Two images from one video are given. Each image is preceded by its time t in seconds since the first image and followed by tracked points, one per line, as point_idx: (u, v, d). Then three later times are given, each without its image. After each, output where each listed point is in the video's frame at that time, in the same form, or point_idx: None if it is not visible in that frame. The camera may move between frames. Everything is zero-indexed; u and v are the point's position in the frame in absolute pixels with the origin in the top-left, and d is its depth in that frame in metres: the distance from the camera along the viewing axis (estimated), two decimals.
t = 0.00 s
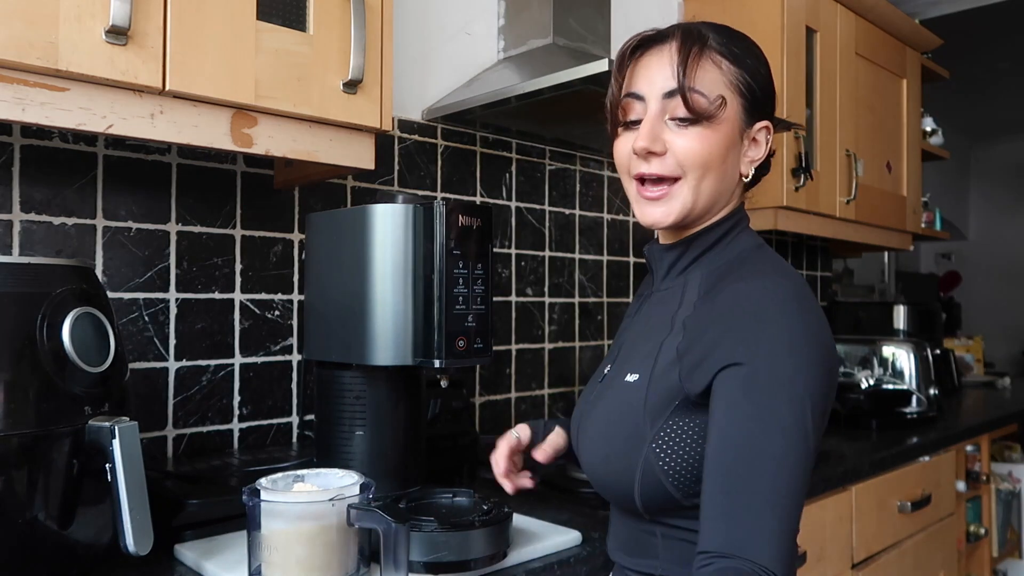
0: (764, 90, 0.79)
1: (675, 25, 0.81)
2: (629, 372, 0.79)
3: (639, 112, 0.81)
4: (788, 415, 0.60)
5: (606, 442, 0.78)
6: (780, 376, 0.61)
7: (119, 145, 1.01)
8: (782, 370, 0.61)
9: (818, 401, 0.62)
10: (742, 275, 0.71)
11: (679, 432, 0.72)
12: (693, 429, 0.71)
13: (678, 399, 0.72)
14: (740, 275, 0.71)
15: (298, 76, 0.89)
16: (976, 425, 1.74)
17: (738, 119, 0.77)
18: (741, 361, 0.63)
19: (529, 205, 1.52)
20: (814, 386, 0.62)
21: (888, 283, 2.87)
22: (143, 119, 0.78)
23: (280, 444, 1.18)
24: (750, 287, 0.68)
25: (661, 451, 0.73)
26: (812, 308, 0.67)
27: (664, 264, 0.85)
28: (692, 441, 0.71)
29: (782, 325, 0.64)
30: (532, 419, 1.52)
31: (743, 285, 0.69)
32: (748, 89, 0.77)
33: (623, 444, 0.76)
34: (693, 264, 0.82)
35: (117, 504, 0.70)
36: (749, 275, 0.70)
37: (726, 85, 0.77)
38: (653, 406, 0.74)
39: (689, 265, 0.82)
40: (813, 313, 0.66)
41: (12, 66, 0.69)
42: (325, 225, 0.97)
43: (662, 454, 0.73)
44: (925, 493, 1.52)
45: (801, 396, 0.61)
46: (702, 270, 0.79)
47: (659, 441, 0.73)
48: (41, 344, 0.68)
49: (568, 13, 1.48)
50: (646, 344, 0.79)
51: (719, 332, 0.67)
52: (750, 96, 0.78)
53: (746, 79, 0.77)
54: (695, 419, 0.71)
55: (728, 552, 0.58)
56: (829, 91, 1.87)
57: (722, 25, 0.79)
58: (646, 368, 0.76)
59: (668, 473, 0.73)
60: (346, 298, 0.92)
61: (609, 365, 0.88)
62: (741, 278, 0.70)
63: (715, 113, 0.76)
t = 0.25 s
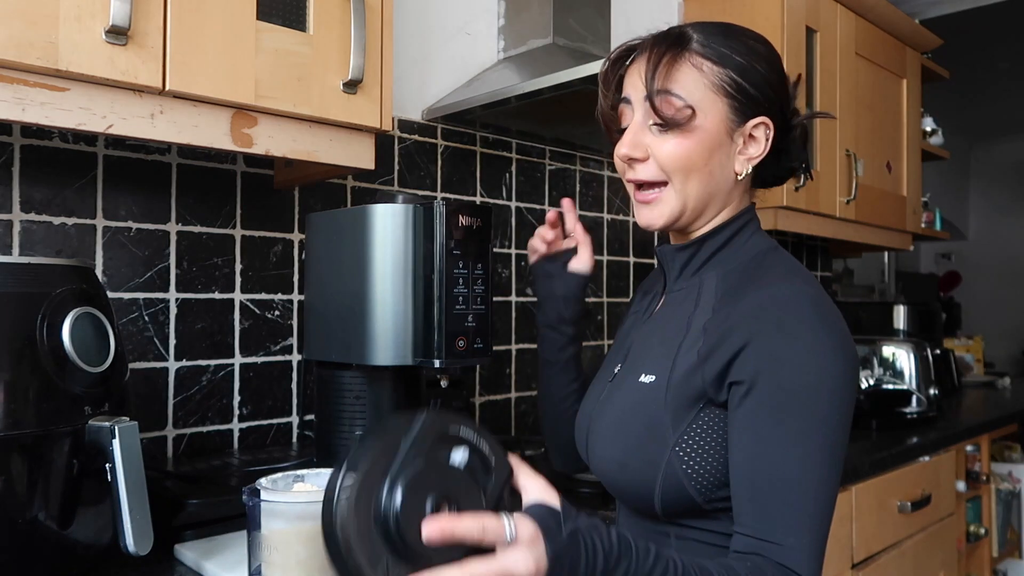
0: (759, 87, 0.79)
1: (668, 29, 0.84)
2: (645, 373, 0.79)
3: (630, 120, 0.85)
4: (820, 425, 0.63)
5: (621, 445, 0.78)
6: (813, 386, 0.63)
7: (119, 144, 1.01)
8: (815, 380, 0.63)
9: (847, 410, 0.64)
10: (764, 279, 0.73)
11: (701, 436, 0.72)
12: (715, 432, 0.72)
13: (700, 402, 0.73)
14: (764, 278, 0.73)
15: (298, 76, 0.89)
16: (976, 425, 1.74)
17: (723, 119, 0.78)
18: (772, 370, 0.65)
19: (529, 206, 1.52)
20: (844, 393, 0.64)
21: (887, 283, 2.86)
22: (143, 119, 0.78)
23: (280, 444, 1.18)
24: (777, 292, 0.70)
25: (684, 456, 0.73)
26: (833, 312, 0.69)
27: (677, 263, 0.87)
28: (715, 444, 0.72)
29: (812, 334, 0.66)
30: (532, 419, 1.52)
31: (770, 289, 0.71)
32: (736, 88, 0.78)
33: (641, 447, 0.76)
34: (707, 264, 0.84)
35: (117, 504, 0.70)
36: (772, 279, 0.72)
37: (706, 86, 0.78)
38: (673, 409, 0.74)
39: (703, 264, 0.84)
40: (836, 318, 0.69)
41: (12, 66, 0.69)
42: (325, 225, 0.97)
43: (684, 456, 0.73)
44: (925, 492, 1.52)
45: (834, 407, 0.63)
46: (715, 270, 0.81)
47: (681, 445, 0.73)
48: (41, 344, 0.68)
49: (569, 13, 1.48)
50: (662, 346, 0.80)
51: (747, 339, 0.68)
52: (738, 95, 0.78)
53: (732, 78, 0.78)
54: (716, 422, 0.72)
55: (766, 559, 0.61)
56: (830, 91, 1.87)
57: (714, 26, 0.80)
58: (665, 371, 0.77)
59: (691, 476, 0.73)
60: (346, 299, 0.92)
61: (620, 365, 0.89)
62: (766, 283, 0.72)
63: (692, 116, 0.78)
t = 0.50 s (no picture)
0: (751, 81, 0.78)
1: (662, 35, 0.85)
2: (656, 373, 0.80)
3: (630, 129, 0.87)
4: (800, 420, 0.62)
5: (634, 444, 0.79)
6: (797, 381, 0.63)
7: (119, 144, 1.01)
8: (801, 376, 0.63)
9: (837, 409, 0.63)
10: (769, 276, 0.73)
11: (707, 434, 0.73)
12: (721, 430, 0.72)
13: (706, 400, 0.73)
14: (770, 276, 0.72)
15: (298, 75, 0.89)
16: (976, 425, 1.74)
17: (711, 115, 0.78)
18: (762, 364, 0.64)
19: (529, 205, 1.52)
20: (835, 391, 0.63)
21: (887, 283, 2.86)
22: (143, 119, 0.78)
23: (280, 444, 1.18)
24: (781, 290, 0.69)
25: (690, 453, 0.73)
26: (842, 313, 0.67)
27: (689, 264, 0.88)
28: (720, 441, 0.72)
29: (809, 332, 0.65)
30: (532, 418, 1.52)
31: (771, 285, 0.70)
32: (724, 84, 0.77)
33: (652, 446, 0.77)
34: (718, 263, 0.84)
35: (118, 504, 0.70)
36: (779, 275, 0.71)
37: (691, 86, 0.79)
38: (681, 408, 0.75)
39: (716, 263, 0.84)
40: (844, 319, 0.67)
41: (12, 66, 0.69)
42: (325, 225, 0.97)
43: (691, 453, 0.73)
44: (925, 492, 1.52)
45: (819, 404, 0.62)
46: (725, 269, 0.82)
47: (688, 443, 0.73)
48: (41, 344, 0.68)
49: (568, 13, 1.48)
50: (674, 346, 0.81)
51: (744, 337, 0.68)
52: (725, 91, 0.77)
53: (718, 75, 0.78)
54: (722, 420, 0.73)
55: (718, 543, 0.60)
56: (830, 91, 1.87)
57: (706, 27, 0.81)
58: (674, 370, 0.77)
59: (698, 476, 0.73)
60: (346, 298, 0.92)
61: (631, 366, 0.89)
62: (772, 280, 0.71)
63: (677, 118, 0.79)
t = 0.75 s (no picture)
0: (754, 79, 0.77)
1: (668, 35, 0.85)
2: (652, 368, 0.80)
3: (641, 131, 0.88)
4: (756, 417, 0.62)
5: (627, 438, 0.79)
6: (761, 378, 0.63)
7: (119, 144, 1.01)
8: (768, 374, 0.63)
9: (798, 413, 0.63)
10: (760, 274, 0.72)
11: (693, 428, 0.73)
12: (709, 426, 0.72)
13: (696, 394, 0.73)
14: (761, 276, 0.72)
15: (298, 75, 0.89)
16: (976, 425, 1.74)
17: (711, 115, 0.78)
18: (735, 357, 0.65)
19: (529, 205, 1.52)
20: (800, 394, 0.63)
21: (887, 283, 2.86)
22: (143, 119, 0.78)
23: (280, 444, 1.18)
24: (771, 288, 0.68)
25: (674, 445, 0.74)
26: (830, 319, 0.67)
27: (695, 264, 0.88)
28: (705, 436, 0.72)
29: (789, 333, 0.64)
30: (533, 418, 1.52)
31: (759, 281, 0.70)
32: (724, 84, 0.77)
33: (643, 438, 0.77)
34: (723, 263, 0.84)
35: (117, 504, 0.70)
36: (773, 275, 0.71)
37: (692, 87, 0.79)
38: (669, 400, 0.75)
39: (721, 262, 0.84)
40: (832, 327, 0.67)
41: (12, 66, 0.69)
42: (325, 225, 0.97)
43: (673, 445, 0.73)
44: (925, 492, 1.52)
45: (779, 403, 0.62)
46: (729, 269, 0.81)
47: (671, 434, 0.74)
48: (41, 344, 0.68)
49: (568, 13, 1.48)
50: (671, 341, 0.81)
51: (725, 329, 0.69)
52: (726, 90, 0.77)
53: (718, 74, 0.77)
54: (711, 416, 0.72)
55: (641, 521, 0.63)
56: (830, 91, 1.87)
57: (710, 27, 0.81)
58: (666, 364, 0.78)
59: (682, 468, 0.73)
60: (346, 299, 0.93)
61: (634, 363, 0.89)
62: (764, 279, 0.70)
63: (679, 119, 0.79)
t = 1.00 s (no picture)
0: (751, 78, 0.77)
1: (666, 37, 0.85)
2: (653, 367, 0.80)
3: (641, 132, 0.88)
4: (753, 412, 0.62)
5: (627, 436, 0.79)
6: (759, 372, 0.63)
7: (119, 144, 1.01)
8: (766, 369, 0.63)
9: (795, 409, 0.63)
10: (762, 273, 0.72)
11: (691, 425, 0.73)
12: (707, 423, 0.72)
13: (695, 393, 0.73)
14: (762, 274, 0.72)
15: (298, 76, 0.89)
16: (976, 425, 1.74)
17: (710, 114, 0.78)
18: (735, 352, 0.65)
19: (529, 205, 1.52)
20: (798, 389, 0.63)
21: (887, 284, 2.87)
22: (143, 119, 0.78)
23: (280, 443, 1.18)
24: (772, 285, 0.68)
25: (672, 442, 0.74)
26: (832, 318, 0.67)
27: (697, 264, 0.87)
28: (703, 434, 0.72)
29: (789, 329, 0.65)
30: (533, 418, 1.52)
31: (759, 279, 0.70)
32: (722, 84, 0.77)
33: (643, 437, 0.77)
34: (724, 263, 0.84)
35: (117, 504, 0.70)
36: (774, 273, 0.71)
37: (690, 87, 0.79)
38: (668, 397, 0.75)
39: (722, 262, 0.84)
40: (833, 326, 0.67)
41: (12, 66, 0.69)
42: (325, 226, 0.97)
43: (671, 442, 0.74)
44: (925, 492, 1.52)
45: (776, 399, 0.63)
46: (730, 269, 0.81)
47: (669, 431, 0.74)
48: (41, 344, 0.68)
49: (569, 13, 1.48)
50: (672, 339, 0.81)
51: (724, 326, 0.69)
52: (725, 90, 0.77)
53: (717, 75, 0.78)
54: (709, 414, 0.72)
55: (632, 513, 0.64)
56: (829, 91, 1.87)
57: (708, 29, 0.81)
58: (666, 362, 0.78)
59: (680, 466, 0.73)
60: (346, 299, 0.92)
61: (635, 363, 0.89)
62: (765, 277, 0.71)
63: (678, 119, 0.79)
